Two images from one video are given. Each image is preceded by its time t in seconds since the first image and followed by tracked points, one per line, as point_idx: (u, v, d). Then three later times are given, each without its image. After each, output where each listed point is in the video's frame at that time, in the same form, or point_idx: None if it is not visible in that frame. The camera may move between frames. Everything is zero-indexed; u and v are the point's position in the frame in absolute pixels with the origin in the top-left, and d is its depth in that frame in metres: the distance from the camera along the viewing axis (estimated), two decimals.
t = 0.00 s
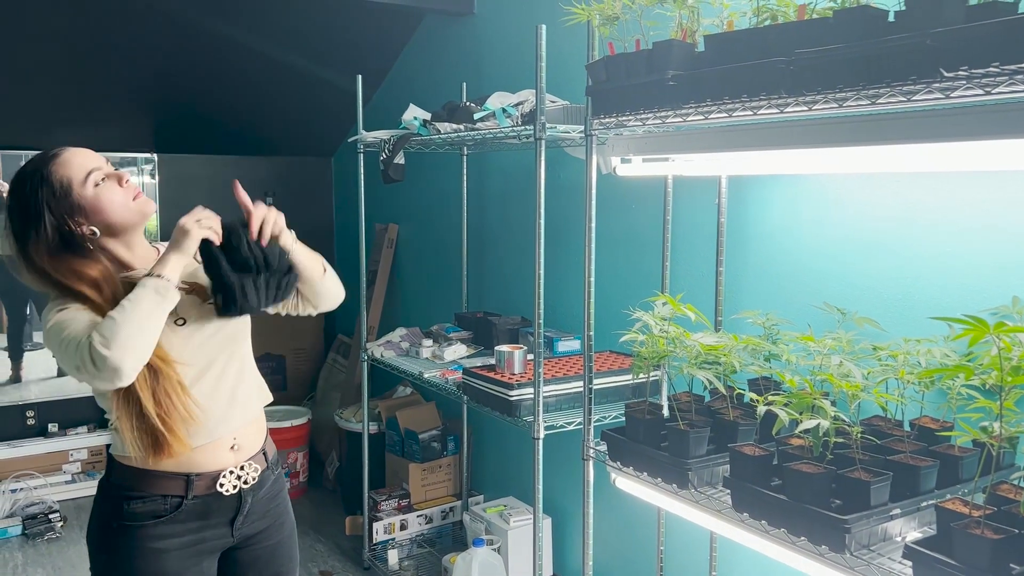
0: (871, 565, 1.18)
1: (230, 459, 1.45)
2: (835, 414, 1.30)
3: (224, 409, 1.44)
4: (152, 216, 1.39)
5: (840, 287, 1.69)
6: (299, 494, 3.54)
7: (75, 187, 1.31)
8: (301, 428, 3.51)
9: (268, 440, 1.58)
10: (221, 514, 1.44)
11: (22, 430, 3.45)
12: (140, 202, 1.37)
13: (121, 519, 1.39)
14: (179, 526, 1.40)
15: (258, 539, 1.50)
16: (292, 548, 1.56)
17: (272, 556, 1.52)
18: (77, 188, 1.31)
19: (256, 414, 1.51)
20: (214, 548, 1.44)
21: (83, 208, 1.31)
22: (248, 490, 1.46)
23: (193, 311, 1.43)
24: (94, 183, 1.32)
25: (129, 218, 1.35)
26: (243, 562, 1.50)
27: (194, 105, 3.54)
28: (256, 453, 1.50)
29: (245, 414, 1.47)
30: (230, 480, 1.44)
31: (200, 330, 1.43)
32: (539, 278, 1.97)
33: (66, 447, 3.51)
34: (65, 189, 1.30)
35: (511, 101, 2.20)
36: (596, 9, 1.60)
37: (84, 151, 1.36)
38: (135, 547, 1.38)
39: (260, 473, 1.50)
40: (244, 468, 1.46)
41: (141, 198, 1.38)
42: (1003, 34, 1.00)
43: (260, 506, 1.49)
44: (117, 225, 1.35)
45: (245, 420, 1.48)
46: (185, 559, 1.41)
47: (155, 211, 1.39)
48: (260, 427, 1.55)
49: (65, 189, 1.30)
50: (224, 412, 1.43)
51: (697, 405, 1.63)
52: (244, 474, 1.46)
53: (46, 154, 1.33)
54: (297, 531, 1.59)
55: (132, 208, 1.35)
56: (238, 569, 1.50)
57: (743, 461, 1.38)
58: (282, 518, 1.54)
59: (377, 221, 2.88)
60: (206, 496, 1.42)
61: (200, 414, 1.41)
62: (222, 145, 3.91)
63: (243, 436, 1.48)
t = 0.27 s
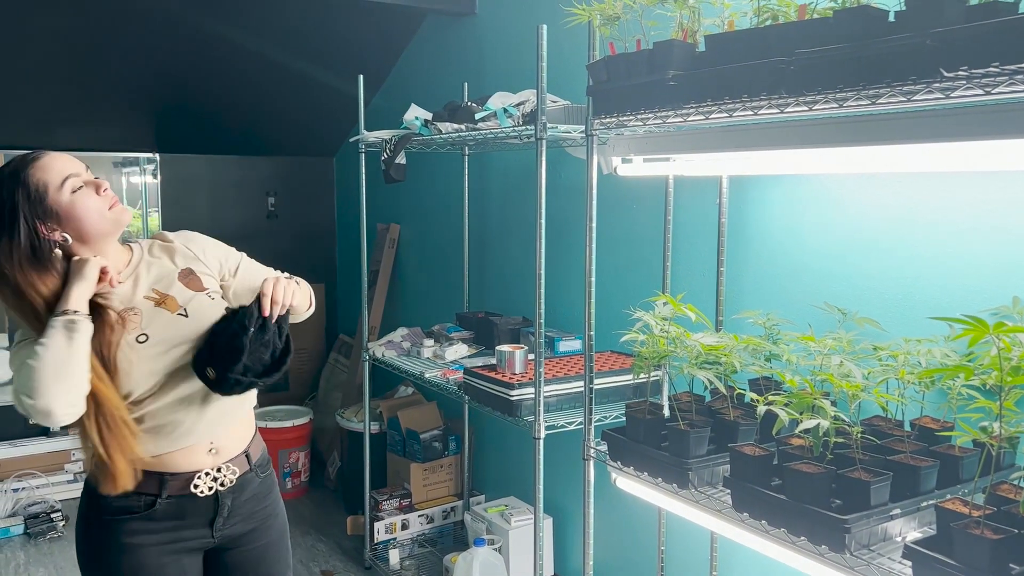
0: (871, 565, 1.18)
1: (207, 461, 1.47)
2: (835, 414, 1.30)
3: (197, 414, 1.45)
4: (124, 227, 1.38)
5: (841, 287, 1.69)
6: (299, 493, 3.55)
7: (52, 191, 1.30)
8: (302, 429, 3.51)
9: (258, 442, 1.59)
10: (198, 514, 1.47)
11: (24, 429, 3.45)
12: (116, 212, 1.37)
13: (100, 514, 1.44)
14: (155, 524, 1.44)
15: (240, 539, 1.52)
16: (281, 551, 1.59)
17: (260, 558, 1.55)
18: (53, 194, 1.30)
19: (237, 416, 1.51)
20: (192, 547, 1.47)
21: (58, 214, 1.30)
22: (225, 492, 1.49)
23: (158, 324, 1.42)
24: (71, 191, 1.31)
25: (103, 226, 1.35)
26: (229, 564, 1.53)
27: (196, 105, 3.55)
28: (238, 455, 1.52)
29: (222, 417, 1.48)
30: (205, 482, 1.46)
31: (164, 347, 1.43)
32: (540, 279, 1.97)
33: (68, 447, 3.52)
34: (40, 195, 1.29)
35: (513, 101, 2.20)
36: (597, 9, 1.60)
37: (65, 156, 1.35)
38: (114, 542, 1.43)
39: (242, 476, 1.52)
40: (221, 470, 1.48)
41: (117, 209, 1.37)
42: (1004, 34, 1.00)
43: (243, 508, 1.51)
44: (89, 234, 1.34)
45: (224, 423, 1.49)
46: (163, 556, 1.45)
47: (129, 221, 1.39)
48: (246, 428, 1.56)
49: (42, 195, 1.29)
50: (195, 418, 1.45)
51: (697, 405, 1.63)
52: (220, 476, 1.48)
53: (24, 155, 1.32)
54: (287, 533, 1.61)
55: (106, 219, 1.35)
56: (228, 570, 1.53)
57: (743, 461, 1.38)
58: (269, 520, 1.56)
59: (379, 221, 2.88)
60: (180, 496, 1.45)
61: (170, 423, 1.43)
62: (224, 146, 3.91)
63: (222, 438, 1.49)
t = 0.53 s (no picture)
0: (870, 564, 1.18)
1: (194, 462, 1.46)
2: (834, 414, 1.30)
3: (180, 413, 1.45)
4: (119, 230, 1.45)
5: (841, 286, 1.69)
6: (299, 492, 3.56)
7: (54, 186, 1.38)
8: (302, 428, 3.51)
9: (254, 442, 1.58)
10: (187, 515, 1.46)
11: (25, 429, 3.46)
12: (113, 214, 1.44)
13: (92, 509, 1.45)
14: (143, 523, 1.44)
15: (232, 540, 1.51)
16: (276, 554, 1.57)
17: (254, 560, 1.53)
18: (56, 189, 1.38)
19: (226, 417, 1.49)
20: (182, 546, 1.47)
21: (56, 208, 1.38)
22: (213, 493, 1.47)
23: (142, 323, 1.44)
24: (73, 187, 1.39)
25: (100, 226, 1.42)
26: (222, 565, 1.52)
27: (197, 105, 3.55)
28: (228, 456, 1.50)
29: (208, 418, 1.45)
30: (192, 483, 1.45)
31: (144, 346, 1.44)
32: (540, 278, 1.97)
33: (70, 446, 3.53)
34: (44, 188, 1.38)
35: (513, 100, 2.20)
36: (597, 9, 1.60)
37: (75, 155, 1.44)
38: (105, 540, 1.43)
39: (234, 478, 1.51)
40: (209, 472, 1.47)
41: (115, 211, 1.44)
42: (1003, 34, 1.00)
43: (235, 510, 1.50)
44: (82, 230, 1.41)
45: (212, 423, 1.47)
46: (152, 554, 1.45)
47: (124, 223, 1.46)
48: (240, 429, 1.54)
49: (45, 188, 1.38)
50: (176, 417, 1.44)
51: (698, 405, 1.63)
52: (208, 477, 1.46)
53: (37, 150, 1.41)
54: (284, 536, 1.59)
55: (103, 219, 1.42)
56: (222, 571, 1.52)
57: (742, 461, 1.38)
58: (264, 522, 1.54)
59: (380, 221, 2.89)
60: (166, 495, 1.44)
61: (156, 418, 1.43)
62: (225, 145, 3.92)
63: (210, 438, 1.47)
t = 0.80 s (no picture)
0: (869, 563, 1.18)
1: (189, 464, 1.45)
2: (833, 413, 1.30)
3: (179, 409, 1.45)
4: (135, 222, 1.49)
5: (840, 286, 1.69)
6: (299, 491, 3.56)
7: (82, 172, 1.44)
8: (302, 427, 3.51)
9: (251, 446, 1.57)
10: (182, 518, 1.45)
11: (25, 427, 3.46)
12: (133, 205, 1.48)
13: (87, 512, 1.44)
14: (138, 525, 1.43)
15: (228, 545, 1.50)
16: (273, 557, 1.55)
17: (251, 564, 1.51)
18: (83, 174, 1.44)
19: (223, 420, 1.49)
20: (177, 550, 1.45)
21: (79, 192, 1.44)
22: (209, 497, 1.46)
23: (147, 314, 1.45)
24: (98, 175, 1.45)
25: (116, 215, 1.46)
26: (219, 568, 1.51)
27: (197, 104, 3.56)
28: (223, 461, 1.49)
29: (204, 418, 1.46)
30: (186, 486, 1.44)
31: (147, 337, 1.44)
32: (540, 277, 1.97)
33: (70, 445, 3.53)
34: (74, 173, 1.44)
35: (513, 100, 2.20)
36: (597, 9, 1.60)
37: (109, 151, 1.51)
38: (100, 542, 1.42)
39: (230, 483, 1.50)
40: (205, 475, 1.46)
41: (133, 202, 1.48)
42: (1002, 35, 1.01)
43: (232, 515, 1.49)
44: (100, 218, 1.46)
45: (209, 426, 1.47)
46: (145, 557, 1.43)
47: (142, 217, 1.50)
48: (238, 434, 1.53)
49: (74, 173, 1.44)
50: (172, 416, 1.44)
51: (697, 404, 1.63)
52: (202, 481, 1.45)
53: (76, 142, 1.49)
54: (281, 538, 1.58)
55: (120, 208, 1.46)
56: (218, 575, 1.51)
57: (742, 460, 1.38)
58: (262, 527, 1.53)
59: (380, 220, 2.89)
60: (161, 498, 1.44)
61: (151, 413, 1.44)
62: (226, 144, 3.92)
63: (205, 441, 1.46)
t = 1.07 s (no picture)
0: (866, 560, 1.19)
1: (187, 463, 1.45)
2: (831, 412, 1.31)
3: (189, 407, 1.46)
4: (145, 208, 1.49)
5: (839, 285, 1.70)
6: (299, 489, 3.56)
7: (104, 168, 1.51)
8: (301, 425, 3.52)
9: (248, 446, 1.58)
10: (179, 519, 1.45)
11: (25, 426, 3.45)
12: (143, 193, 1.49)
13: (81, 512, 1.43)
14: (136, 526, 1.42)
15: (226, 546, 1.50)
16: (270, 560, 1.55)
17: (247, 566, 1.52)
18: (103, 169, 1.51)
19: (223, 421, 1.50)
20: (174, 551, 1.45)
21: (97, 185, 1.50)
22: (207, 498, 1.46)
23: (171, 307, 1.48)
24: (116, 169, 1.51)
25: (125, 201, 1.48)
26: (215, 569, 1.51)
27: (197, 102, 3.56)
28: (222, 462, 1.49)
29: (210, 417, 1.48)
30: (184, 485, 1.44)
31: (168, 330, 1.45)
32: (540, 275, 1.97)
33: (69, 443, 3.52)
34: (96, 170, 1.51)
35: (513, 98, 2.20)
36: (597, 7, 1.60)
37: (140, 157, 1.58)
38: (98, 543, 1.41)
39: (229, 484, 1.50)
40: (203, 475, 1.46)
41: (144, 189, 1.49)
42: (1003, 35, 1.01)
43: (229, 517, 1.49)
44: (114, 209, 1.49)
45: (209, 426, 1.48)
46: (142, 559, 1.42)
47: (154, 205, 1.50)
48: (236, 435, 1.54)
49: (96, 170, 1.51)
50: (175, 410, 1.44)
51: (697, 403, 1.64)
52: (201, 481, 1.45)
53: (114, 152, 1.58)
54: (278, 541, 1.58)
55: (127, 193, 1.48)
56: None
57: (741, 458, 1.38)
58: (258, 530, 1.53)
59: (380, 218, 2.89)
60: (158, 497, 1.43)
61: (156, 404, 1.43)
62: (225, 142, 3.92)
63: (204, 440, 1.47)
